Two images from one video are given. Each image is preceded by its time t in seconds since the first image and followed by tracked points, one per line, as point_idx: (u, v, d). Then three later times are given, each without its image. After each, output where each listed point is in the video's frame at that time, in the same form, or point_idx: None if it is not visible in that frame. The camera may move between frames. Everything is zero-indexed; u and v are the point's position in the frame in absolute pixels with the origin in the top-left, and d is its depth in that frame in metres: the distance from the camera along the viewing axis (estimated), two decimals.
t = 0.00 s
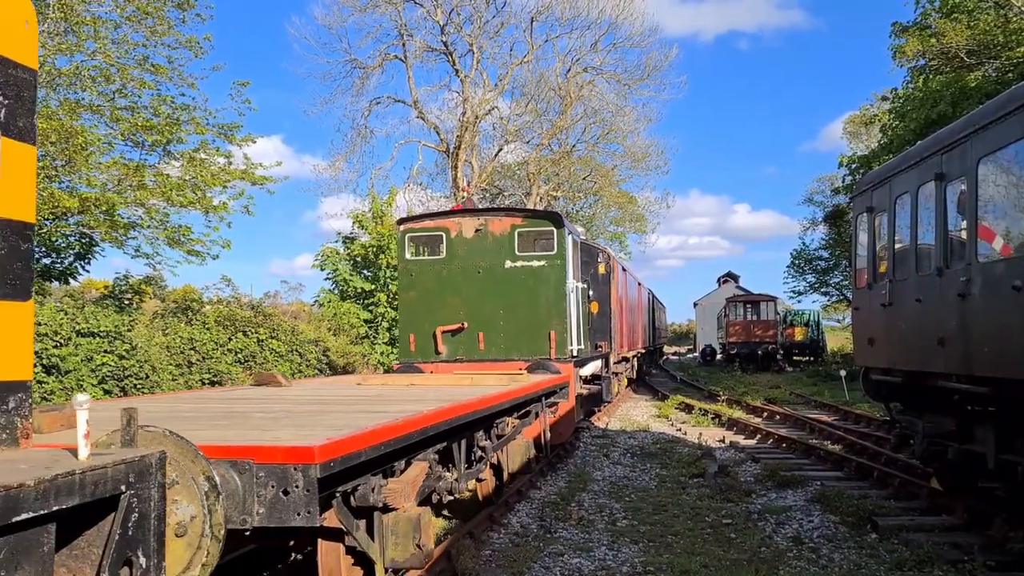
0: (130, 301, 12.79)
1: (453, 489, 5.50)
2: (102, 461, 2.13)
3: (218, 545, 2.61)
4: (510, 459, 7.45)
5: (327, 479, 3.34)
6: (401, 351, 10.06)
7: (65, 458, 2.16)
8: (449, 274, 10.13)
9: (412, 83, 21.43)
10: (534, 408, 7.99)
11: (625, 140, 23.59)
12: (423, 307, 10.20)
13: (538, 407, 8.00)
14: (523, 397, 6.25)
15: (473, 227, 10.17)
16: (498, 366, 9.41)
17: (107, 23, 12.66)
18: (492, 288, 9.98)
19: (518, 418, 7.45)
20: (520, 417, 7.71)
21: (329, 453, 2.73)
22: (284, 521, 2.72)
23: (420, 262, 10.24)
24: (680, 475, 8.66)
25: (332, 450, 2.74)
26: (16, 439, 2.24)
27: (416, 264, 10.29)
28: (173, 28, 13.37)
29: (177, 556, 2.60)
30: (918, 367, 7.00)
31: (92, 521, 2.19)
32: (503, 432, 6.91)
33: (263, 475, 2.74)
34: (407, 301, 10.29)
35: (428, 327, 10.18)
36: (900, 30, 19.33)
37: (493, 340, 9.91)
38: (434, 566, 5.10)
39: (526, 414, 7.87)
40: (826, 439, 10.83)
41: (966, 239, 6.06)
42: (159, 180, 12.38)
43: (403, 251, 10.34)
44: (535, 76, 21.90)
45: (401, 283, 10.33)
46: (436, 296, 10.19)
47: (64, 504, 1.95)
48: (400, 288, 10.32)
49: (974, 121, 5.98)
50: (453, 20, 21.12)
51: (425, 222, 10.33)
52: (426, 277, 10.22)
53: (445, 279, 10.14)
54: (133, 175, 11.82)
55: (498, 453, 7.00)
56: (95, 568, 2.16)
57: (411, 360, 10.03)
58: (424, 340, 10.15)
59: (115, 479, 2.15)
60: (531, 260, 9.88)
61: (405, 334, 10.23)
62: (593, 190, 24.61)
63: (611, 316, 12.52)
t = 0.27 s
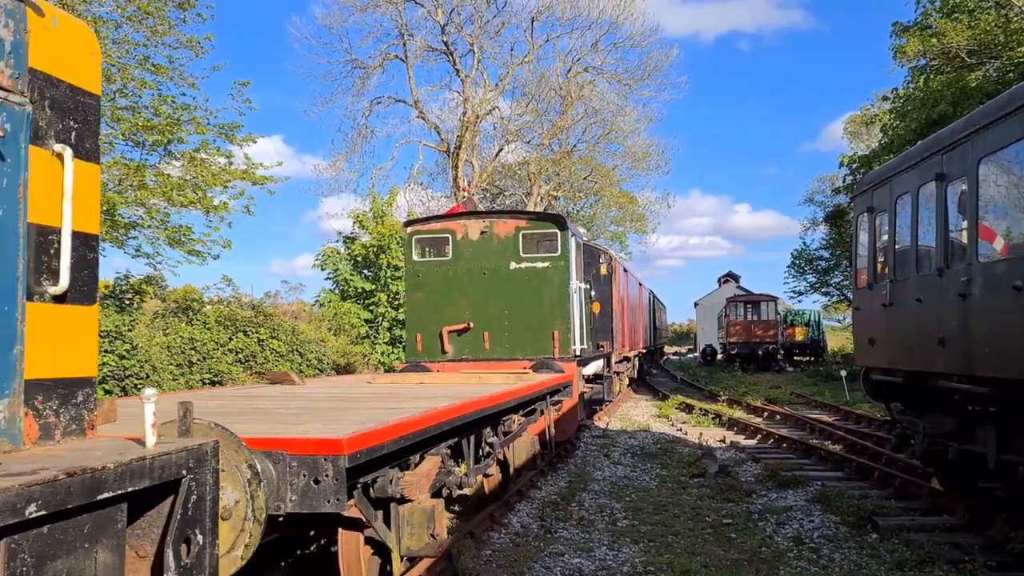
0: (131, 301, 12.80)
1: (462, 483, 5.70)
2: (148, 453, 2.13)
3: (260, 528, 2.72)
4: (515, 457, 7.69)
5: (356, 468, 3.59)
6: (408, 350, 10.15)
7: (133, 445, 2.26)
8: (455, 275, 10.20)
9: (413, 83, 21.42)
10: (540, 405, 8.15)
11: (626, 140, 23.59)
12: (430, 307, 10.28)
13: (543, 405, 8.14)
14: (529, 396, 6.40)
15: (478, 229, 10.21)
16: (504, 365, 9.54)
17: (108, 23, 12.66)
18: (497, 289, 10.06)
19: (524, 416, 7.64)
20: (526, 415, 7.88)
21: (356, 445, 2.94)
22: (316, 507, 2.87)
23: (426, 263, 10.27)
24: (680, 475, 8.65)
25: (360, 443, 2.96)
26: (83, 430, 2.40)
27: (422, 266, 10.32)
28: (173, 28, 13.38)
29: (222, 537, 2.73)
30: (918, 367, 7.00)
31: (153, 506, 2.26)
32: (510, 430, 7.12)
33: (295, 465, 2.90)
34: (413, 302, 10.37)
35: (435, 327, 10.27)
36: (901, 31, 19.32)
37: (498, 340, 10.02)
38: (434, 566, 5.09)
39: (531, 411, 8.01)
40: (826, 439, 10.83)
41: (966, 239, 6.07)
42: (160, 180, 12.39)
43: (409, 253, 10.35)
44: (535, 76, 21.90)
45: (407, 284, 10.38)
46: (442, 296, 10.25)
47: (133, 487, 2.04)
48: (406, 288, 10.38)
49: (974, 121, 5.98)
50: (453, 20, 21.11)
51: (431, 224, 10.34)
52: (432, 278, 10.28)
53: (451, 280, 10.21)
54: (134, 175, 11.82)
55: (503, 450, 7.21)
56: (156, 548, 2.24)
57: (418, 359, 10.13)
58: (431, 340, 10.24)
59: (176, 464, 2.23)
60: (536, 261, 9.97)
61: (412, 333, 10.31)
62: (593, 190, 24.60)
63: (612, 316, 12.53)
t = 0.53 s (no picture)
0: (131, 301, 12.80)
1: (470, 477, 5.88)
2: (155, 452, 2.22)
3: (294, 514, 3.03)
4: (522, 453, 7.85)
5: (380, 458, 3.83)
6: (415, 350, 10.20)
7: (186, 436, 2.56)
8: (460, 276, 10.26)
9: (413, 82, 21.38)
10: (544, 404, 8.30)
11: (626, 140, 23.56)
12: (436, 308, 10.34)
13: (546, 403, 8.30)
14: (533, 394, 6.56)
15: (483, 231, 10.29)
16: (508, 365, 9.60)
17: (109, 23, 12.67)
18: (501, 289, 10.11)
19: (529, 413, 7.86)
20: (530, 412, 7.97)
21: (379, 438, 3.18)
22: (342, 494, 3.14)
23: (431, 265, 10.36)
24: (681, 475, 8.65)
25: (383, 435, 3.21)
26: (137, 421, 2.78)
27: (428, 267, 10.41)
28: (173, 28, 13.38)
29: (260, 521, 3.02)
30: (919, 367, 7.00)
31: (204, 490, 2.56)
32: (516, 426, 7.29)
33: (322, 455, 3.16)
34: (420, 302, 10.43)
35: (441, 327, 10.32)
36: (901, 30, 19.32)
37: (503, 339, 10.05)
38: (434, 566, 5.09)
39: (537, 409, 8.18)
40: (826, 439, 10.83)
41: (966, 239, 6.07)
42: (160, 180, 12.38)
43: (415, 255, 10.47)
44: (535, 76, 21.89)
45: (414, 285, 10.46)
46: (448, 296, 10.30)
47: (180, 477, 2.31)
48: (413, 289, 10.45)
49: (974, 121, 5.98)
50: (453, 20, 21.09)
51: (437, 226, 10.42)
52: (437, 279, 10.35)
53: (456, 281, 10.25)
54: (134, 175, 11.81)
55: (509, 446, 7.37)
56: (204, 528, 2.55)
57: (424, 359, 10.18)
58: (437, 340, 10.29)
59: (225, 453, 2.52)
60: (540, 262, 10.02)
61: (418, 334, 10.36)
62: (593, 190, 24.59)
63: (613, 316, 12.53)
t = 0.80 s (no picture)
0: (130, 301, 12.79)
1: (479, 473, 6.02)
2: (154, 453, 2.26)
3: (322, 500, 3.22)
4: (526, 448, 7.99)
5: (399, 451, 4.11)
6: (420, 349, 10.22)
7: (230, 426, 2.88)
8: (465, 276, 10.28)
9: (413, 82, 21.35)
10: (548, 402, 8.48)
11: (626, 140, 23.55)
12: (441, 308, 10.35)
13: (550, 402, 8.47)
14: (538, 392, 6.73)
15: (487, 233, 10.31)
16: (512, 363, 9.62)
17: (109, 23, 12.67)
18: (505, 289, 10.12)
19: (534, 410, 8.04)
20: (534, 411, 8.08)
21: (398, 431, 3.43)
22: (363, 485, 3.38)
23: (437, 265, 10.38)
24: (681, 475, 8.65)
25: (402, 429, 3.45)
26: (183, 413, 3.19)
27: (433, 267, 10.42)
28: (173, 28, 13.38)
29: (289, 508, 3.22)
30: (919, 367, 7.00)
31: (245, 477, 2.88)
32: (521, 423, 7.45)
33: (345, 448, 3.41)
34: (425, 303, 10.45)
35: (446, 326, 10.34)
36: (901, 30, 19.33)
37: (507, 338, 10.06)
38: (435, 565, 5.09)
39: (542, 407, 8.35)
40: (826, 438, 10.83)
41: (966, 239, 6.08)
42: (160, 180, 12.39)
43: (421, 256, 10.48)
44: (536, 76, 21.88)
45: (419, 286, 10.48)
46: (453, 297, 10.32)
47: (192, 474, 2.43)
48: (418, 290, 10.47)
49: (974, 121, 5.98)
50: (453, 20, 21.07)
51: (442, 228, 10.46)
52: (442, 279, 10.37)
53: (461, 282, 10.28)
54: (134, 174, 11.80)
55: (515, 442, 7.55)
56: (245, 512, 2.85)
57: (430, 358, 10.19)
58: (442, 339, 10.31)
59: (265, 442, 2.84)
60: (543, 263, 10.04)
61: (423, 333, 10.38)
62: (593, 189, 24.58)
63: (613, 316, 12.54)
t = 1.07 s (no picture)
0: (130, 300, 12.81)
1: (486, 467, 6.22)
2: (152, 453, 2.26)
3: (346, 488, 3.36)
4: (529, 443, 8.01)
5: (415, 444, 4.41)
6: (426, 348, 10.22)
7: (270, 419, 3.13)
8: (469, 277, 10.28)
9: (412, 82, 21.35)
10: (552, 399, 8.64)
11: (626, 140, 23.53)
12: (446, 308, 10.36)
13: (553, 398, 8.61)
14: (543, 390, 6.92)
15: (492, 235, 10.32)
16: (516, 363, 9.63)
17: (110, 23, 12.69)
18: (509, 290, 10.13)
19: (537, 409, 8.08)
20: (539, 408, 8.21)
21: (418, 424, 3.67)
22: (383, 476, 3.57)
23: (442, 266, 10.38)
24: (681, 475, 8.65)
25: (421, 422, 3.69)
26: (222, 407, 3.41)
27: (439, 268, 10.43)
28: (173, 28, 13.39)
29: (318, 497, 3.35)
30: (919, 367, 6.99)
31: (282, 466, 3.11)
32: (524, 422, 7.58)
33: (365, 442, 3.59)
34: (430, 303, 10.45)
35: (451, 326, 10.35)
36: (901, 30, 19.35)
37: (511, 338, 10.06)
38: (435, 565, 5.09)
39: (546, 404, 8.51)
40: (826, 438, 10.82)
41: (966, 240, 6.07)
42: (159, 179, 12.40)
43: (426, 257, 10.47)
44: (536, 76, 21.89)
45: (425, 286, 10.47)
46: (458, 297, 10.32)
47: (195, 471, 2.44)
48: (424, 290, 10.47)
49: (974, 121, 5.99)
50: (453, 20, 21.08)
51: (447, 230, 10.48)
52: (448, 280, 10.38)
53: (466, 283, 10.28)
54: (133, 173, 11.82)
55: (522, 440, 7.70)
56: (263, 505, 2.95)
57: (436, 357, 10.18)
58: (447, 338, 10.31)
59: (300, 434, 3.08)
60: (546, 265, 10.06)
61: (429, 333, 10.39)
62: (594, 189, 24.58)
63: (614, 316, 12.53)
